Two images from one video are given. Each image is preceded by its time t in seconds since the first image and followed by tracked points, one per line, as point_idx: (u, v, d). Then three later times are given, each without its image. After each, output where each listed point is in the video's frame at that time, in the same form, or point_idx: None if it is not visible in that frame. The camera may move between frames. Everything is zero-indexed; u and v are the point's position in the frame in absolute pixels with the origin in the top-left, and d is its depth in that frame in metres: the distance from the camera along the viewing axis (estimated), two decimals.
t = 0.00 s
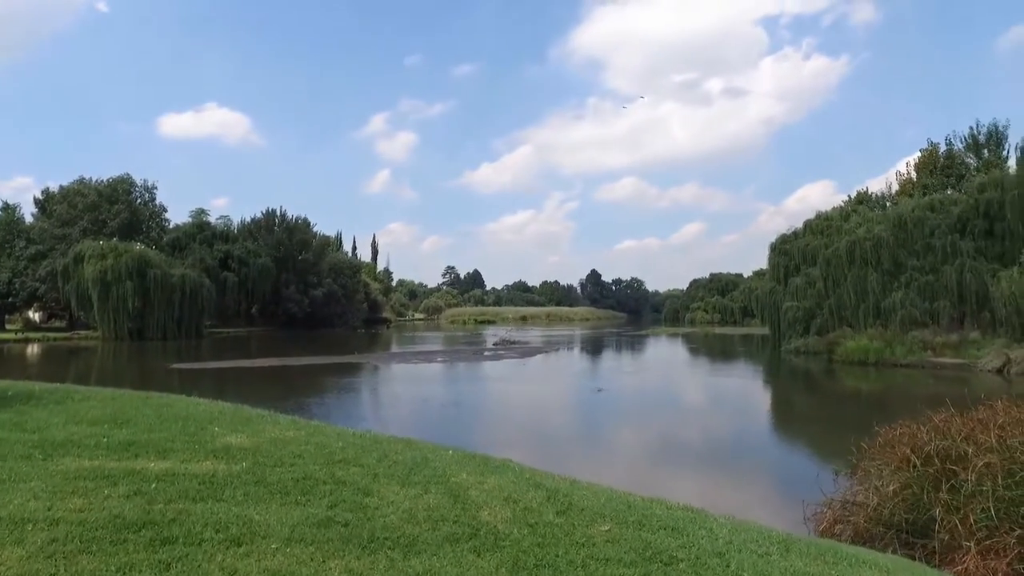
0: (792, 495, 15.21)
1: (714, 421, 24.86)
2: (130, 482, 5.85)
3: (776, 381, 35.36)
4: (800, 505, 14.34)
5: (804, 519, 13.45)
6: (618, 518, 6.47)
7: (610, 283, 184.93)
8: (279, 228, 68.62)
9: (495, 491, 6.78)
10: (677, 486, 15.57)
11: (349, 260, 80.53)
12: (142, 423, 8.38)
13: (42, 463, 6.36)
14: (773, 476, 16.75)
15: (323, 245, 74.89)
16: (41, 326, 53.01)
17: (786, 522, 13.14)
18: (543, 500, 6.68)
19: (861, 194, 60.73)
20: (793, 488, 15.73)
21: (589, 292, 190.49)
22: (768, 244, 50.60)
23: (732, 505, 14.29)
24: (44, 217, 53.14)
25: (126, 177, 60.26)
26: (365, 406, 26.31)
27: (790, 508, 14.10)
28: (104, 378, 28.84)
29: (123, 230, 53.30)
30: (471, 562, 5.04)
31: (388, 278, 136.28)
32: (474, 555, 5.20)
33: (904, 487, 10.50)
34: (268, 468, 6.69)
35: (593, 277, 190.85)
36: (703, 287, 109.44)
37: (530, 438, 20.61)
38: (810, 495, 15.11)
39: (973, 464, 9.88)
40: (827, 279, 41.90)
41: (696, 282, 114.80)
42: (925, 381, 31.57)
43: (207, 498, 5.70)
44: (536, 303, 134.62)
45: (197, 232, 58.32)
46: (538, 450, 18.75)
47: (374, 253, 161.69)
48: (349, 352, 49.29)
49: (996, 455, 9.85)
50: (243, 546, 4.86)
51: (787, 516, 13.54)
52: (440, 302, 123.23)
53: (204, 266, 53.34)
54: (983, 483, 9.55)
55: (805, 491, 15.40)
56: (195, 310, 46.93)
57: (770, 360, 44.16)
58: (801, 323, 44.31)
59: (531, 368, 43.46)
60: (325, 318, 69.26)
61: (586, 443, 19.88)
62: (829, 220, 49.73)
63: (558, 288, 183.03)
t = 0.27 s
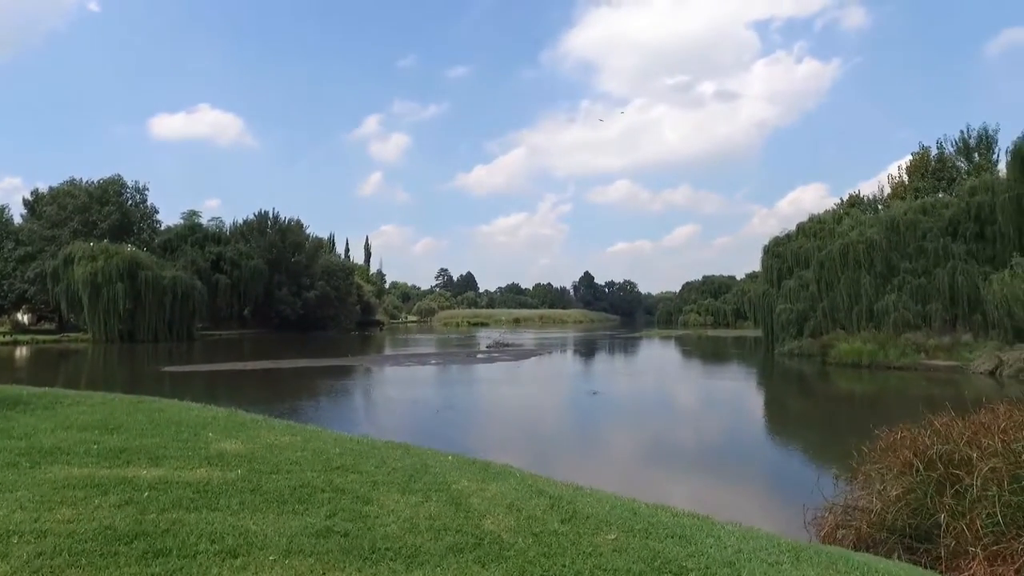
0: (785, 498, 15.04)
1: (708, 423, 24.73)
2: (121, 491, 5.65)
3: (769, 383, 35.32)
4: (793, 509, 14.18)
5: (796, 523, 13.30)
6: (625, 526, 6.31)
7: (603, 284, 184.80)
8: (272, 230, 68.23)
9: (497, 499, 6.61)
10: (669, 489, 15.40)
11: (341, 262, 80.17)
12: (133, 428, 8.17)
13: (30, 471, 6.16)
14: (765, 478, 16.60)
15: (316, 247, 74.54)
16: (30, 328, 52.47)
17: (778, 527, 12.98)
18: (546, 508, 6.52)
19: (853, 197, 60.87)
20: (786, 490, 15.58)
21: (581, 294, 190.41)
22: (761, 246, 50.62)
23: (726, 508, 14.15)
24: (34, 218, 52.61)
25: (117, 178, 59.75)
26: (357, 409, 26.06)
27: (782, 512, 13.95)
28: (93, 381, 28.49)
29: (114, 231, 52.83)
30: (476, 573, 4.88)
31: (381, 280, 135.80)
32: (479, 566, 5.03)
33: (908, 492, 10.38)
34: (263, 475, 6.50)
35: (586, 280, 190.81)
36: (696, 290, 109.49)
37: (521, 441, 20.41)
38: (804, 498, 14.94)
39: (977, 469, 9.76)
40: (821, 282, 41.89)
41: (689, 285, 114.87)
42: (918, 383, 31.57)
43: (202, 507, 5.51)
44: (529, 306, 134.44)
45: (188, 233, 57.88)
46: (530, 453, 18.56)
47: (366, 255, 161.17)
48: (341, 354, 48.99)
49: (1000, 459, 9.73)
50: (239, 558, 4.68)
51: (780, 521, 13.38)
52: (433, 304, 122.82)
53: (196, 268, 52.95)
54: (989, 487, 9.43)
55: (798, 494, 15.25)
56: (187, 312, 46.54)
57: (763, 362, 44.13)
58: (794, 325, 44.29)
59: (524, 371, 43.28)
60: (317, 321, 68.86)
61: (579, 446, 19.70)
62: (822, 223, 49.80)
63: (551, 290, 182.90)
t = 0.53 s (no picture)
0: (783, 501, 14.87)
1: (704, 426, 24.55)
2: (117, 503, 5.43)
3: (766, 386, 35.20)
4: (792, 513, 14.00)
5: (796, 527, 13.13)
6: (637, 536, 6.12)
7: (598, 288, 184.82)
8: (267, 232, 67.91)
9: (505, 508, 6.41)
10: (666, 492, 15.20)
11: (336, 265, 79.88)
12: (128, 435, 7.95)
13: (21, 480, 5.95)
14: (763, 482, 16.42)
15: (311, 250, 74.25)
16: (23, 332, 52.02)
17: (777, 532, 12.81)
18: (556, 517, 6.33)
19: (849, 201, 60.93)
20: (784, 494, 15.40)
21: (577, 297, 190.37)
22: (757, 249, 50.58)
23: (723, 512, 13.94)
24: (27, 221, 52.21)
25: (111, 180, 59.39)
26: (353, 413, 25.82)
27: (781, 516, 13.78)
28: (87, 385, 28.21)
29: (108, 234, 52.45)
30: None
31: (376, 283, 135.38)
32: None
33: (916, 498, 10.22)
34: (263, 484, 6.29)
35: (581, 283, 190.75)
36: (691, 293, 109.51)
37: (516, 445, 20.18)
38: (802, 502, 14.77)
39: (988, 475, 9.60)
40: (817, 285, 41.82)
41: (685, 287, 114.80)
42: (914, 386, 31.47)
43: (201, 519, 5.30)
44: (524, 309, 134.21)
45: (183, 236, 57.53)
46: (526, 457, 18.31)
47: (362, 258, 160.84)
48: (336, 357, 48.71)
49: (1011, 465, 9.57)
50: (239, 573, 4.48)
51: (779, 525, 13.21)
52: (428, 307, 122.56)
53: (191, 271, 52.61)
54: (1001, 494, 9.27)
55: (796, 498, 15.06)
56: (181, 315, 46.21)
57: (759, 365, 44.04)
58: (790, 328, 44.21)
59: (519, 374, 43.08)
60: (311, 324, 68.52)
61: (576, 450, 19.48)
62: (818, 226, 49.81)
63: (547, 293, 182.83)
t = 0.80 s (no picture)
0: (779, 507, 14.66)
1: (697, 431, 24.38)
2: (110, 516, 5.23)
3: (760, 390, 35.10)
4: (788, 518, 13.80)
5: (792, 534, 12.92)
6: (647, 549, 5.94)
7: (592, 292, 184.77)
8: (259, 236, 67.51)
9: (511, 520, 6.23)
10: (661, 498, 14.97)
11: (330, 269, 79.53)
12: (121, 444, 7.73)
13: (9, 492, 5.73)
14: (759, 487, 16.19)
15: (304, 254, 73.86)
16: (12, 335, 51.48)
17: (773, 538, 12.60)
18: (562, 529, 6.16)
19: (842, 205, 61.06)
20: (780, 499, 15.20)
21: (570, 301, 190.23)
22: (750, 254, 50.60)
23: (717, 517, 13.75)
24: (17, 224, 51.71)
25: (102, 183, 58.91)
26: (345, 418, 25.54)
27: (777, 522, 13.56)
28: (76, 389, 27.81)
29: (99, 237, 51.99)
30: None
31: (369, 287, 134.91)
32: None
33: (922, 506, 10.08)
34: (261, 496, 6.08)
35: (575, 287, 190.60)
36: (684, 297, 109.57)
37: (509, 450, 19.92)
38: (799, 507, 14.57)
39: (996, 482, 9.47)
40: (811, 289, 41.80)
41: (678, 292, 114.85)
42: (908, 391, 31.44)
43: (198, 533, 5.11)
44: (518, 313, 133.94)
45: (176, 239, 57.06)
46: (519, 463, 18.08)
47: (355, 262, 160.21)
48: (329, 362, 48.36)
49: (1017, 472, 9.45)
50: None
51: (775, 531, 13.00)
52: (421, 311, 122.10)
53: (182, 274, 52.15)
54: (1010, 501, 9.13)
55: (792, 503, 14.86)
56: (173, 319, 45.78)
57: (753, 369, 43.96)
58: (784, 333, 44.17)
59: (513, 379, 42.85)
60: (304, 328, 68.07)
61: (569, 455, 19.25)
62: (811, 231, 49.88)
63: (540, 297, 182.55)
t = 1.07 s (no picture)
0: (774, 511, 14.46)
1: (690, 434, 24.25)
2: (101, 528, 5.03)
3: (753, 393, 35.04)
4: (783, 522, 13.60)
5: (787, 539, 12.72)
6: (656, 559, 5.77)
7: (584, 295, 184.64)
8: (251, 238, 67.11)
9: (516, 530, 6.04)
10: (654, 502, 14.74)
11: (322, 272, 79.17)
12: (111, 452, 7.50)
13: None
14: (754, 491, 15.98)
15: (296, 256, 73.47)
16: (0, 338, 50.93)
17: (769, 543, 12.38)
18: (568, 538, 5.98)
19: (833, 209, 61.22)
20: (775, 503, 14.99)
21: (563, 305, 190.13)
22: (743, 257, 50.61)
23: (710, 521, 13.59)
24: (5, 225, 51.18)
25: (92, 184, 58.42)
26: (337, 422, 25.26)
27: (772, 526, 13.36)
28: (64, 393, 27.44)
29: (89, 239, 51.51)
30: None
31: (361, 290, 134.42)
32: None
33: (927, 511, 9.96)
34: (257, 505, 5.88)
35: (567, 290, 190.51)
36: (676, 301, 109.64)
37: (501, 454, 19.71)
38: (794, 511, 14.36)
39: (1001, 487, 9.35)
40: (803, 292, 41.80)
41: (671, 295, 114.91)
42: (900, 394, 31.44)
43: (192, 545, 4.90)
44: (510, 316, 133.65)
45: (166, 241, 56.61)
46: (510, 467, 17.85)
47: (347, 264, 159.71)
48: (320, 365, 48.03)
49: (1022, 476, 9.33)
50: None
51: (770, 536, 12.79)
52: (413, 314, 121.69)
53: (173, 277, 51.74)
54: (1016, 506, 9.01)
55: (788, 507, 14.66)
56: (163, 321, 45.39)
57: (746, 372, 43.91)
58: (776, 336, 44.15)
59: (505, 382, 42.64)
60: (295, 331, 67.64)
61: (561, 458, 19.06)
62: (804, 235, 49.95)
63: (532, 300, 182.36)
